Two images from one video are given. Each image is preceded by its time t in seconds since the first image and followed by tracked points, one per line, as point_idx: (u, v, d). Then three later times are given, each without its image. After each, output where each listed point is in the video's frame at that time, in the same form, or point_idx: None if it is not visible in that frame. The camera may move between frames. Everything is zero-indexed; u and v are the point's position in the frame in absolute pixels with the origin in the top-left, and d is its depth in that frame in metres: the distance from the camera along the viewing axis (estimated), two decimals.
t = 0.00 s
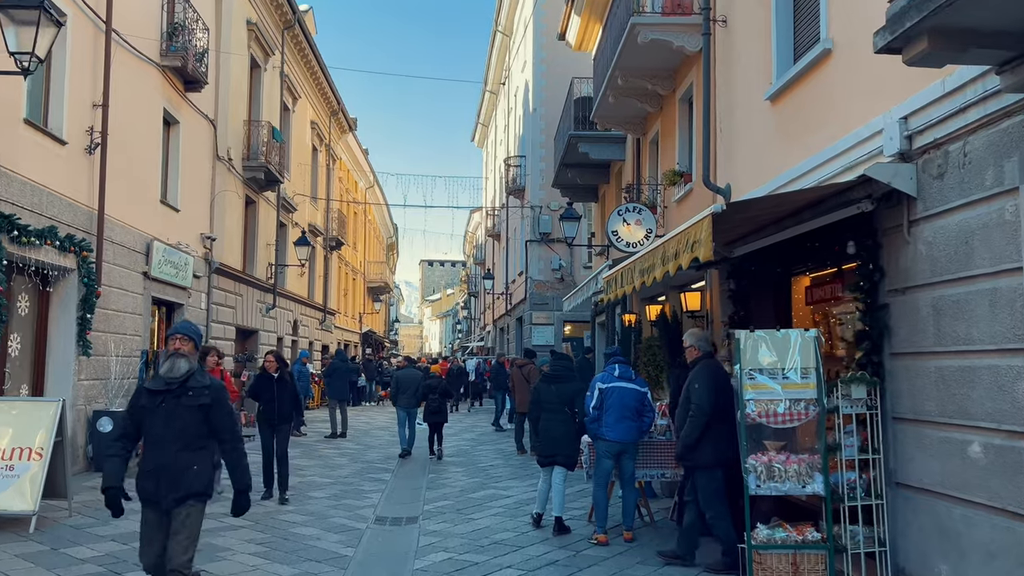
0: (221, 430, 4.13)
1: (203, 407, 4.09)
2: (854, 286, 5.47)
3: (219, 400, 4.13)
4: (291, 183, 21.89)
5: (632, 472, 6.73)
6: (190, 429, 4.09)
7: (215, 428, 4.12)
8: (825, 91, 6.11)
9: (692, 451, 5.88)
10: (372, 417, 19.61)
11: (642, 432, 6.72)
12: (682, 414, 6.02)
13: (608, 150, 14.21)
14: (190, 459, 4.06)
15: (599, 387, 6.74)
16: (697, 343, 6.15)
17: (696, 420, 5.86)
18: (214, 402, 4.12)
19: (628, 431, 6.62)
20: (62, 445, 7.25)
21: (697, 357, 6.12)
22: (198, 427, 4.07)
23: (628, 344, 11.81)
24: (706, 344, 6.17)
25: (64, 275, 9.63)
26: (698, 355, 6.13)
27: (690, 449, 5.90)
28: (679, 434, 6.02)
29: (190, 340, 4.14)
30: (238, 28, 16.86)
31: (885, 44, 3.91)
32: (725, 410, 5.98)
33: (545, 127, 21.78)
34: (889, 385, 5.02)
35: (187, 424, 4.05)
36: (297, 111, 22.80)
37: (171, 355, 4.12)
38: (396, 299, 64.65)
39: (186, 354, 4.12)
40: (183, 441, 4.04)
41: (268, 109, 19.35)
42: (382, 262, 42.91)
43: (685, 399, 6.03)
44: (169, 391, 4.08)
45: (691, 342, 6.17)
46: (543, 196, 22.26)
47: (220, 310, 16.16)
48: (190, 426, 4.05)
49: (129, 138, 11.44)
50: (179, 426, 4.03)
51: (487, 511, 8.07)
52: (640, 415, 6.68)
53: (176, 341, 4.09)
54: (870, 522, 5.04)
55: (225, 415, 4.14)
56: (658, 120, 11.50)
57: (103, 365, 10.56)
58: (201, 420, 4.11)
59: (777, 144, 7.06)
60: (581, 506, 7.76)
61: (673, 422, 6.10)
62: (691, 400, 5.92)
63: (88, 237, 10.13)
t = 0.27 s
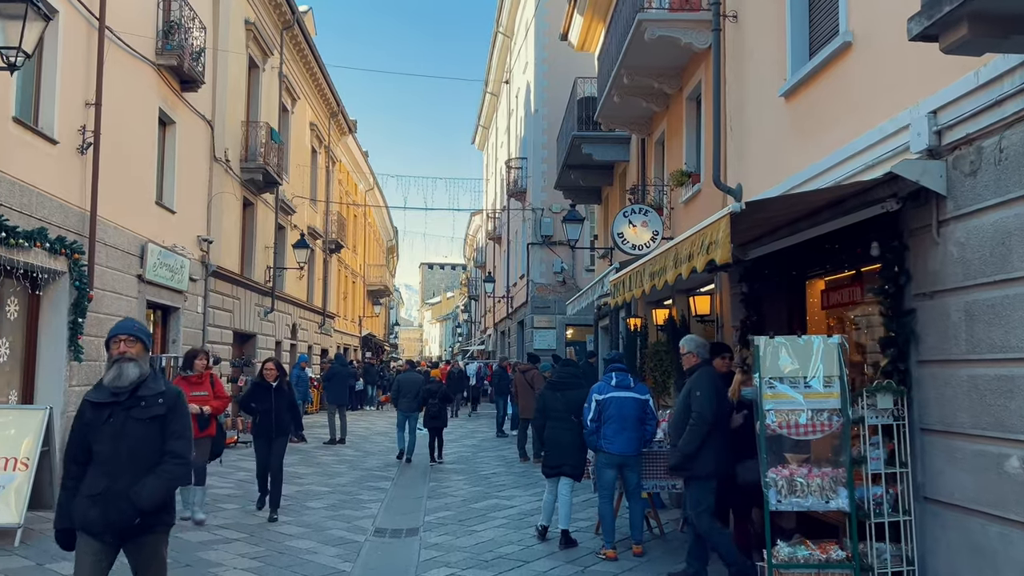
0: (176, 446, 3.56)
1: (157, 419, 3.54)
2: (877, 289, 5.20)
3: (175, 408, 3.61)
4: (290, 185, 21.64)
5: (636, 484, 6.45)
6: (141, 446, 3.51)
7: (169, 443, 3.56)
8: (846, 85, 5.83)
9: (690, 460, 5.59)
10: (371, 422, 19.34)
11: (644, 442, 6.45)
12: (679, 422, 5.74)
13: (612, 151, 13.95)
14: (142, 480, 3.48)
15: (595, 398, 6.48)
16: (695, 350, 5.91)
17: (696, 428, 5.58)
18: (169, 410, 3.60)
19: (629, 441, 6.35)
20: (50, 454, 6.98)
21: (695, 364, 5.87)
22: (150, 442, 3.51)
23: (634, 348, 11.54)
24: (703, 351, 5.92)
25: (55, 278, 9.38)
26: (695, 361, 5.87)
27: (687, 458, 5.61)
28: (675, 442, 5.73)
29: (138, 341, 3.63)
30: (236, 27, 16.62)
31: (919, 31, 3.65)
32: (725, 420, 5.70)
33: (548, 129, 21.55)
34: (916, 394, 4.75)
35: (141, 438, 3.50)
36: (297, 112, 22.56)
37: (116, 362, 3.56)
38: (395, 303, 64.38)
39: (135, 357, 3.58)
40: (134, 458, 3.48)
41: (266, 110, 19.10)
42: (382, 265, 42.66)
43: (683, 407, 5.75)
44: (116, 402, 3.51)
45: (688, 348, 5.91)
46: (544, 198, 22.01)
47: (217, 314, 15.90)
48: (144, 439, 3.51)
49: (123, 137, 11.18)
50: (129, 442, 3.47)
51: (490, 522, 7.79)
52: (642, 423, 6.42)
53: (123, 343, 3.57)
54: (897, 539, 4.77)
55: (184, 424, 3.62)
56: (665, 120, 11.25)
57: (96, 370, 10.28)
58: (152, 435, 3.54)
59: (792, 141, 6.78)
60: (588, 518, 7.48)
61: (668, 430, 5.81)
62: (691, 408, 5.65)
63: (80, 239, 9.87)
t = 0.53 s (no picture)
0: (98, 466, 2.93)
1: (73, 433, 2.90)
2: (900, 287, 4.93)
3: (99, 423, 2.97)
4: (288, 187, 21.38)
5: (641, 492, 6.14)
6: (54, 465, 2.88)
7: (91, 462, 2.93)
8: (868, 74, 5.54)
9: (691, 467, 5.24)
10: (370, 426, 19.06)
11: (645, 448, 6.15)
12: (678, 428, 5.39)
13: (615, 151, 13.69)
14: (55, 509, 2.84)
15: (592, 406, 6.22)
16: (690, 352, 5.62)
17: (697, 433, 5.24)
18: (91, 425, 2.95)
19: (629, 449, 6.07)
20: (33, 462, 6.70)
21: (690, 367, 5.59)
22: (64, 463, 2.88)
23: (639, 352, 11.26)
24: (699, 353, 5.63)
25: (44, 279, 9.12)
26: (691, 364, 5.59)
27: (687, 466, 5.26)
28: (674, 449, 5.38)
29: (51, 339, 3.01)
30: (233, 26, 16.38)
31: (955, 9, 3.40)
32: (725, 427, 5.39)
33: (549, 131, 21.31)
34: (944, 399, 4.49)
35: (54, 457, 2.87)
36: (295, 113, 22.31)
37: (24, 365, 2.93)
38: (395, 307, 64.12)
39: (46, 358, 2.96)
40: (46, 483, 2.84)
41: (264, 111, 18.85)
42: (381, 269, 42.39)
43: (683, 410, 5.43)
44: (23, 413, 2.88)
45: (683, 350, 5.62)
46: (546, 200, 21.76)
47: (213, 316, 15.63)
48: (57, 463, 2.87)
49: (116, 136, 10.93)
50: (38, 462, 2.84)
51: (492, 532, 7.51)
52: (643, 429, 6.15)
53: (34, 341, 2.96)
54: (925, 553, 4.49)
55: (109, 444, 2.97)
56: (670, 118, 10.99)
57: (86, 375, 10.01)
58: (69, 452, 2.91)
59: (808, 135, 6.49)
60: (593, 528, 7.21)
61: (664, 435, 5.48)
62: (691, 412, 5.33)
63: (70, 239, 9.61)
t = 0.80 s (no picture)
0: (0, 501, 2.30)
1: None
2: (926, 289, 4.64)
3: None
4: (287, 190, 21.13)
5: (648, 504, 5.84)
6: None
7: None
8: (892, 64, 5.26)
9: (688, 484, 5.08)
10: (370, 433, 18.77)
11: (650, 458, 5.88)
12: (675, 441, 5.20)
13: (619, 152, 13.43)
14: None
15: (593, 417, 5.94)
16: (685, 360, 5.38)
17: (695, 448, 5.05)
18: None
19: (634, 460, 5.79)
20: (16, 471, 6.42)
21: (684, 375, 5.34)
22: None
23: (644, 357, 10.97)
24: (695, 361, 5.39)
25: (32, 281, 8.85)
26: (686, 372, 5.34)
27: (684, 483, 5.09)
28: (670, 464, 5.20)
29: None
30: (231, 26, 16.15)
31: None
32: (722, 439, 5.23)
33: (551, 133, 21.06)
34: (977, 408, 4.20)
35: None
36: (294, 116, 22.07)
37: None
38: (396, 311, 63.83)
39: None
40: None
41: (263, 112, 18.60)
42: (382, 273, 42.13)
43: (678, 422, 5.23)
44: None
45: (677, 358, 5.37)
46: (548, 203, 21.50)
47: (210, 320, 15.35)
48: None
49: (109, 136, 10.67)
50: None
51: (493, 544, 7.22)
52: (647, 437, 5.88)
53: None
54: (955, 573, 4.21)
55: (16, 484, 2.30)
56: (676, 117, 10.73)
57: (76, 380, 9.73)
58: None
59: (824, 131, 6.22)
60: (599, 541, 6.92)
61: (660, 449, 5.30)
62: (687, 425, 5.14)
63: (59, 241, 9.35)
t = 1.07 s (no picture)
0: None
1: None
2: (963, 288, 4.35)
3: None
4: (289, 192, 20.90)
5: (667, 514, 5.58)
6: None
7: None
8: (921, 52, 4.99)
9: (681, 498, 4.81)
10: (372, 439, 18.47)
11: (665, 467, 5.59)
12: (673, 451, 4.92)
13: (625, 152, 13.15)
14: None
15: (605, 424, 5.64)
16: (689, 363, 5.07)
17: (693, 460, 4.76)
18: None
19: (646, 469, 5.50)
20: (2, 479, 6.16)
21: (687, 379, 5.03)
22: None
23: (653, 361, 10.69)
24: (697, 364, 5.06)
25: (23, 282, 8.59)
26: (688, 377, 5.03)
27: (677, 495, 4.82)
28: (664, 476, 4.94)
29: None
30: (232, 26, 15.92)
31: None
32: (720, 449, 4.93)
33: (556, 135, 20.82)
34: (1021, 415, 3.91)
35: None
36: (296, 117, 21.85)
37: None
38: (398, 316, 63.62)
39: None
40: None
41: (264, 113, 18.36)
42: (385, 278, 41.89)
43: (677, 430, 4.95)
44: None
45: (682, 360, 5.04)
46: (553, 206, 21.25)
47: (209, 324, 15.10)
48: None
49: (105, 135, 10.43)
50: None
51: (499, 556, 6.94)
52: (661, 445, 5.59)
53: None
54: None
55: None
56: (685, 115, 10.46)
57: (69, 385, 9.46)
58: None
59: (847, 123, 5.95)
60: (610, 552, 6.63)
61: (652, 459, 5.03)
62: (687, 434, 4.85)
63: (53, 241, 9.10)
